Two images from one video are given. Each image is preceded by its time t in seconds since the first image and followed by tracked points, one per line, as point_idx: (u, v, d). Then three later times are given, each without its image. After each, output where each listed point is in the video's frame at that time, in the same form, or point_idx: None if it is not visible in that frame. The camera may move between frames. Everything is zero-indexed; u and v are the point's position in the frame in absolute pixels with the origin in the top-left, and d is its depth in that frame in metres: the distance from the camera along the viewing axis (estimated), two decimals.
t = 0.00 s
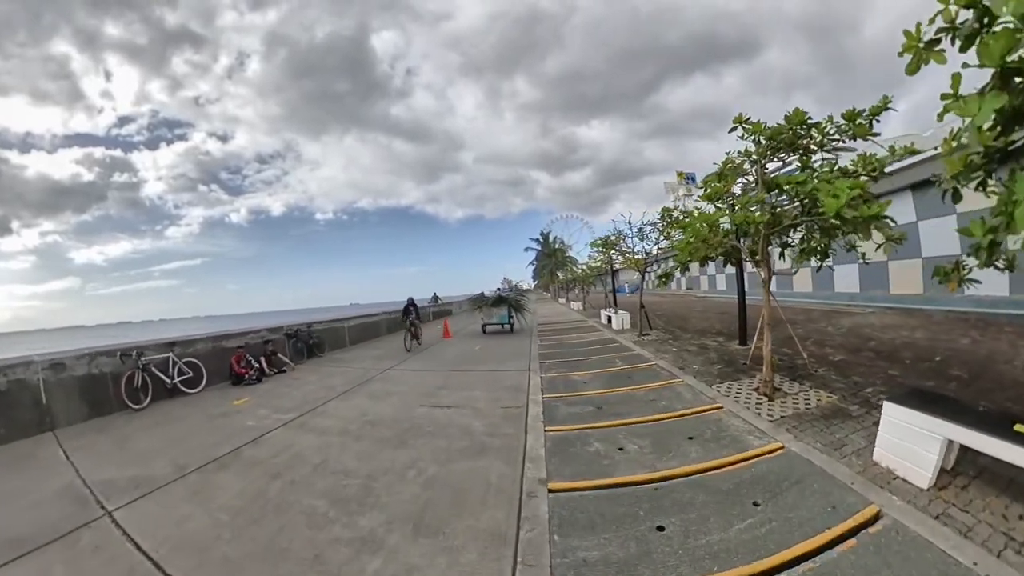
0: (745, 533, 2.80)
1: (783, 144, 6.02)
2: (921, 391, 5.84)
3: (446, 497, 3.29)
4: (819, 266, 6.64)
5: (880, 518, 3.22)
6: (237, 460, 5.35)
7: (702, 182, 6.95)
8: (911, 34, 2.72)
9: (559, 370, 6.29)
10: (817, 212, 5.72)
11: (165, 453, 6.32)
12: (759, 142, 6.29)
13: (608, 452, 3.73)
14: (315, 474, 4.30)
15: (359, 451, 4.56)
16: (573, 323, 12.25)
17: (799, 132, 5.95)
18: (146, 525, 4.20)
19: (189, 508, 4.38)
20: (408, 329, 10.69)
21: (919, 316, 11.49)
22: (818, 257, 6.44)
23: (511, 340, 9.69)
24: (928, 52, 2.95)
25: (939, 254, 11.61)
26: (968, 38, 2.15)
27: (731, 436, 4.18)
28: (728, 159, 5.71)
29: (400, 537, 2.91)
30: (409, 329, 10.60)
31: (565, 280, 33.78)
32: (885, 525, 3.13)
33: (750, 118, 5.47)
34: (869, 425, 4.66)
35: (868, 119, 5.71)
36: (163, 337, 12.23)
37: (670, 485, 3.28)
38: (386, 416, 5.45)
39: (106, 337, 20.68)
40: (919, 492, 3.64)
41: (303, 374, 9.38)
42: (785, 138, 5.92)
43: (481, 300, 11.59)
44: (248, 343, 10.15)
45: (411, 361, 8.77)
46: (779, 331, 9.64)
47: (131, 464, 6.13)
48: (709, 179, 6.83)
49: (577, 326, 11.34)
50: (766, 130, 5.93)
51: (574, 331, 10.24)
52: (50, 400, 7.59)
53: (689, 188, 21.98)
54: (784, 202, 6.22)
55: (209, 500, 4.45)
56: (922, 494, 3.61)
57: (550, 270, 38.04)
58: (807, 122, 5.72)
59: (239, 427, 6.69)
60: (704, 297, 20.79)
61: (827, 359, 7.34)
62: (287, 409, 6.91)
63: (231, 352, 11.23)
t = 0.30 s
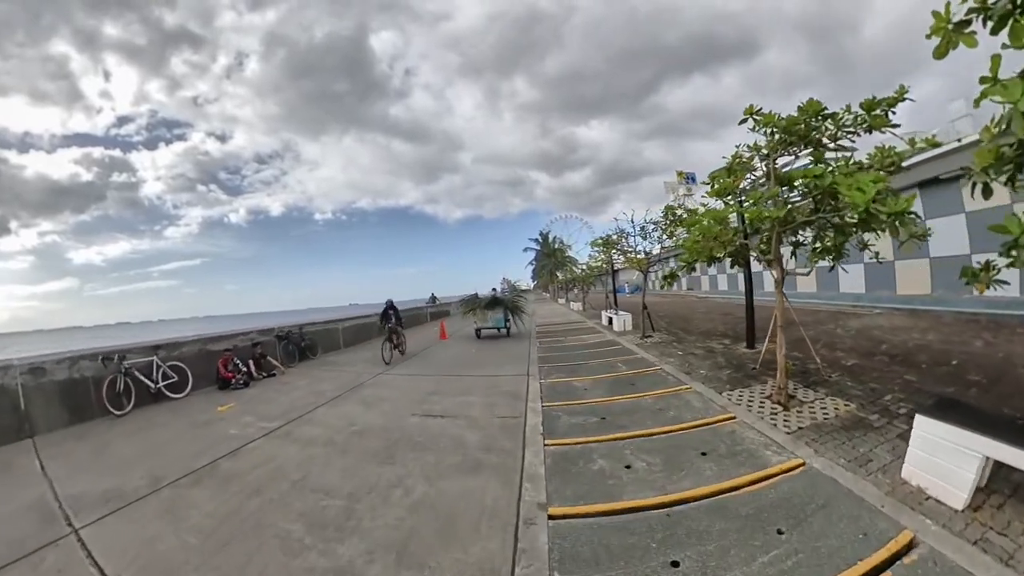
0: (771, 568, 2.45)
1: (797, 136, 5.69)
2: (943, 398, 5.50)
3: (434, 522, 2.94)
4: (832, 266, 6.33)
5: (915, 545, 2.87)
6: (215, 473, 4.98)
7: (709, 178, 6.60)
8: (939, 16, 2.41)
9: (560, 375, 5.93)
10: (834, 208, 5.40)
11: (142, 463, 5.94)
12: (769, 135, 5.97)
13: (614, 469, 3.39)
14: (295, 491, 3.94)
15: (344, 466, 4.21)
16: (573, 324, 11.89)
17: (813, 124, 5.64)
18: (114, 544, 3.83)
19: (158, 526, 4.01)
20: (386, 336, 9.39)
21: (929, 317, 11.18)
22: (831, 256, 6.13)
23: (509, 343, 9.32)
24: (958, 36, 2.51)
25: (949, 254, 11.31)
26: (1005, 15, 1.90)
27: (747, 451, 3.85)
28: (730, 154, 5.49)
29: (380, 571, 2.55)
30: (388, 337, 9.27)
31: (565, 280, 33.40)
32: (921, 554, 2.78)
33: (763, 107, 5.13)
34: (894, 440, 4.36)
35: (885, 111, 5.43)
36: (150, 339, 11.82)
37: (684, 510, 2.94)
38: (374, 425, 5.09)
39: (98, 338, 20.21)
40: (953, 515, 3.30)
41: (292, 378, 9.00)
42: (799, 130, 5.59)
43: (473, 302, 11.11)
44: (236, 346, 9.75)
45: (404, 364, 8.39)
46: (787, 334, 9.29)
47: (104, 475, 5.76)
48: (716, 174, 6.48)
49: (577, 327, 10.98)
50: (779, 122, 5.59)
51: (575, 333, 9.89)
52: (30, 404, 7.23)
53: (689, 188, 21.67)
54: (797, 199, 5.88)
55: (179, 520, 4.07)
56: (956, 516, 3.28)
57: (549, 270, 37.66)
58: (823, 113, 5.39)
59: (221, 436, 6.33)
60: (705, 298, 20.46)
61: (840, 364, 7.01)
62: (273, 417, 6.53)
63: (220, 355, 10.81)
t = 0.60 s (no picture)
0: None
1: (814, 128, 5.38)
2: (971, 407, 5.15)
3: (420, 557, 2.56)
4: (849, 267, 6.00)
5: None
6: (191, 491, 4.60)
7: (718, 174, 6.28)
8: None
9: (562, 383, 5.56)
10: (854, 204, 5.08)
11: (115, 478, 5.55)
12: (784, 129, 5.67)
13: (624, 492, 3.04)
14: (271, 516, 3.57)
15: (327, 487, 3.84)
16: (574, 327, 11.52)
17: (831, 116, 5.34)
18: None
19: (121, 552, 3.63)
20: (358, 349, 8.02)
21: (940, 319, 10.85)
22: (849, 256, 5.79)
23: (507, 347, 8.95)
24: (994, 17, 2.09)
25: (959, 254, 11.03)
26: None
27: (769, 470, 3.51)
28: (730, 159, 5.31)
29: None
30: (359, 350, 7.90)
31: (565, 282, 33.01)
32: None
33: (780, 97, 4.81)
34: (925, 455, 4.01)
35: (909, 101, 5.11)
36: (136, 343, 11.41)
37: (705, 542, 2.57)
38: (363, 439, 4.73)
39: (87, 342, 19.70)
40: (997, 541, 2.93)
41: (281, 384, 8.61)
42: (816, 121, 5.27)
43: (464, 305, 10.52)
44: (224, 350, 9.35)
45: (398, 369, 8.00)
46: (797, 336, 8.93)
47: (74, 491, 5.36)
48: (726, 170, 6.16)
49: (578, 330, 10.60)
50: (795, 112, 5.27)
51: (576, 336, 9.53)
52: (2, 413, 6.84)
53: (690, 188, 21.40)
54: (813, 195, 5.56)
55: (144, 545, 3.69)
56: (1000, 542, 2.91)
57: (549, 271, 37.26)
58: (843, 103, 5.07)
59: (202, 448, 5.95)
60: (708, 299, 20.10)
61: (856, 370, 6.66)
62: (258, 429, 6.15)
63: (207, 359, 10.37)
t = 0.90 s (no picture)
0: None
1: (827, 121, 5.15)
2: (996, 411, 4.86)
3: None
4: (864, 266, 5.72)
5: None
6: (168, 504, 4.29)
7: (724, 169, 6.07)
8: None
9: (566, 387, 5.26)
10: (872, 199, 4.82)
11: (91, 487, 5.22)
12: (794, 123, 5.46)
13: (636, 511, 2.75)
14: (249, 535, 3.27)
15: (312, 503, 3.53)
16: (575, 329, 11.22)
17: (845, 107, 5.10)
18: None
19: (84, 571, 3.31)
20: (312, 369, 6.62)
21: (949, 319, 10.61)
22: (864, 254, 5.52)
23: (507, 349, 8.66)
24: None
25: (966, 253, 10.78)
26: None
27: (792, 484, 3.24)
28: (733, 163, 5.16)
29: None
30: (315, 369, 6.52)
31: (565, 282, 32.72)
32: None
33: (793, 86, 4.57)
34: (955, 465, 3.72)
35: (928, 90, 4.87)
36: (123, 344, 11.05)
37: (729, 568, 2.28)
38: (352, 449, 4.42)
39: (79, 342, 19.27)
40: None
41: (271, 388, 8.29)
42: (831, 112, 5.03)
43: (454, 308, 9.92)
44: (213, 352, 9.02)
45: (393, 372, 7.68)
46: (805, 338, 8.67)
47: (45, 500, 5.02)
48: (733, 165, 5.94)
49: (579, 332, 10.29)
50: (809, 103, 5.03)
51: (577, 338, 9.23)
52: None
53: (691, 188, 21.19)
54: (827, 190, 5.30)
55: (110, 564, 3.37)
56: None
57: (549, 272, 36.97)
58: (860, 92, 4.83)
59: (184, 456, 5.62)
60: (710, 300, 19.82)
61: (871, 373, 6.38)
62: (244, 436, 5.83)
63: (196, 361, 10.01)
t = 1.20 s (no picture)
0: None
1: (837, 112, 4.92)
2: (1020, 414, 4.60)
3: None
4: (877, 264, 5.48)
5: None
6: (143, 517, 4.01)
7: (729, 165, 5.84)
8: None
9: (566, 392, 5.00)
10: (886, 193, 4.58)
11: (66, 496, 4.94)
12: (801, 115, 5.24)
13: (645, 532, 2.49)
14: (222, 555, 2.99)
15: (292, 520, 3.26)
16: (574, 330, 10.98)
17: (857, 97, 4.86)
18: None
19: None
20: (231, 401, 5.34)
21: (957, 319, 10.38)
22: (878, 252, 5.29)
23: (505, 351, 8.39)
24: None
25: (973, 252, 10.55)
26: None
27: (814, 500, 2.98)
28: (740, 156, 4.93)
29: None
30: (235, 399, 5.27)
31: (564, 283, 32.46)
32: None
33: (803, 75, 4.34)
34: (985, 474, 3.45)
35: (944, 78, 4.63)
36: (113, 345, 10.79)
37: None
38: (340, 460, 4.15)
39: (72, 343, 18.92)
40: None
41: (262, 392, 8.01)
42: (842, 102, 4.79)
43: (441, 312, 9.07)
44: (201, 355, 8.74)
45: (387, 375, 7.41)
46: (812, 338, 8.40)
47: (16, 509, 4.74)
48: (738, 161, 5.72)
49: (580, 334, 10.01)
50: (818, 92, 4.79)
51: (578, 340, 8.98)
52: None
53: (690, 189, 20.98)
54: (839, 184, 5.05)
55: None
56: None
57: (548, 273, 36.73)
58: (873, 81, 4.58)
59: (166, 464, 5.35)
60: (711, 301, 19.59)
61: (884, 376, 6.12)
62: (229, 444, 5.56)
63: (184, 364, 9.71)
